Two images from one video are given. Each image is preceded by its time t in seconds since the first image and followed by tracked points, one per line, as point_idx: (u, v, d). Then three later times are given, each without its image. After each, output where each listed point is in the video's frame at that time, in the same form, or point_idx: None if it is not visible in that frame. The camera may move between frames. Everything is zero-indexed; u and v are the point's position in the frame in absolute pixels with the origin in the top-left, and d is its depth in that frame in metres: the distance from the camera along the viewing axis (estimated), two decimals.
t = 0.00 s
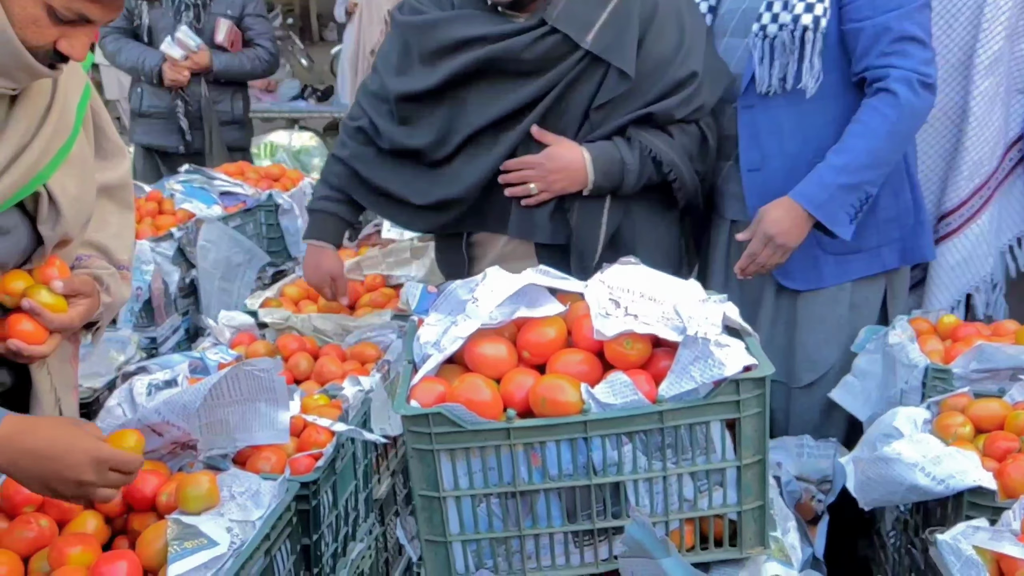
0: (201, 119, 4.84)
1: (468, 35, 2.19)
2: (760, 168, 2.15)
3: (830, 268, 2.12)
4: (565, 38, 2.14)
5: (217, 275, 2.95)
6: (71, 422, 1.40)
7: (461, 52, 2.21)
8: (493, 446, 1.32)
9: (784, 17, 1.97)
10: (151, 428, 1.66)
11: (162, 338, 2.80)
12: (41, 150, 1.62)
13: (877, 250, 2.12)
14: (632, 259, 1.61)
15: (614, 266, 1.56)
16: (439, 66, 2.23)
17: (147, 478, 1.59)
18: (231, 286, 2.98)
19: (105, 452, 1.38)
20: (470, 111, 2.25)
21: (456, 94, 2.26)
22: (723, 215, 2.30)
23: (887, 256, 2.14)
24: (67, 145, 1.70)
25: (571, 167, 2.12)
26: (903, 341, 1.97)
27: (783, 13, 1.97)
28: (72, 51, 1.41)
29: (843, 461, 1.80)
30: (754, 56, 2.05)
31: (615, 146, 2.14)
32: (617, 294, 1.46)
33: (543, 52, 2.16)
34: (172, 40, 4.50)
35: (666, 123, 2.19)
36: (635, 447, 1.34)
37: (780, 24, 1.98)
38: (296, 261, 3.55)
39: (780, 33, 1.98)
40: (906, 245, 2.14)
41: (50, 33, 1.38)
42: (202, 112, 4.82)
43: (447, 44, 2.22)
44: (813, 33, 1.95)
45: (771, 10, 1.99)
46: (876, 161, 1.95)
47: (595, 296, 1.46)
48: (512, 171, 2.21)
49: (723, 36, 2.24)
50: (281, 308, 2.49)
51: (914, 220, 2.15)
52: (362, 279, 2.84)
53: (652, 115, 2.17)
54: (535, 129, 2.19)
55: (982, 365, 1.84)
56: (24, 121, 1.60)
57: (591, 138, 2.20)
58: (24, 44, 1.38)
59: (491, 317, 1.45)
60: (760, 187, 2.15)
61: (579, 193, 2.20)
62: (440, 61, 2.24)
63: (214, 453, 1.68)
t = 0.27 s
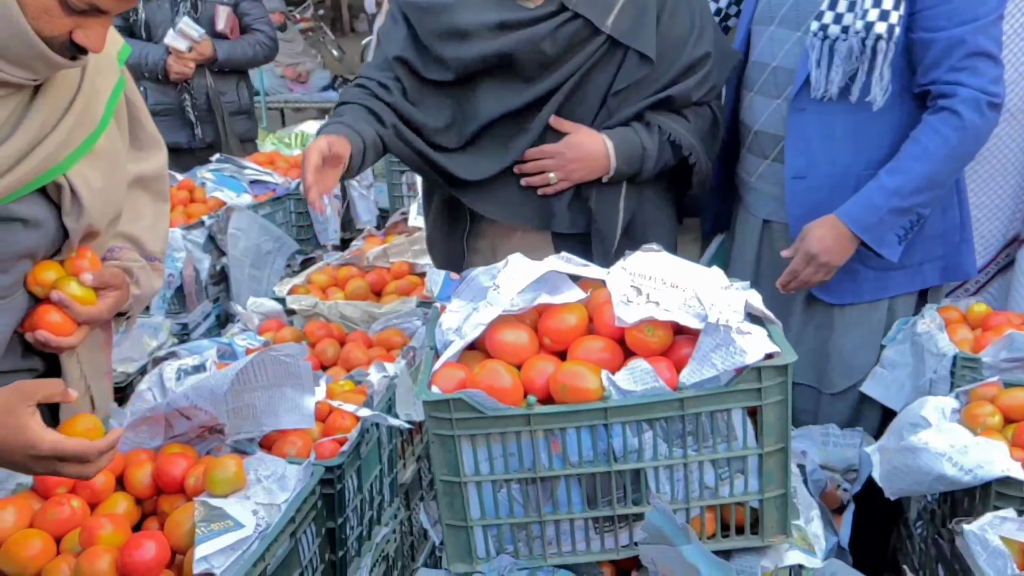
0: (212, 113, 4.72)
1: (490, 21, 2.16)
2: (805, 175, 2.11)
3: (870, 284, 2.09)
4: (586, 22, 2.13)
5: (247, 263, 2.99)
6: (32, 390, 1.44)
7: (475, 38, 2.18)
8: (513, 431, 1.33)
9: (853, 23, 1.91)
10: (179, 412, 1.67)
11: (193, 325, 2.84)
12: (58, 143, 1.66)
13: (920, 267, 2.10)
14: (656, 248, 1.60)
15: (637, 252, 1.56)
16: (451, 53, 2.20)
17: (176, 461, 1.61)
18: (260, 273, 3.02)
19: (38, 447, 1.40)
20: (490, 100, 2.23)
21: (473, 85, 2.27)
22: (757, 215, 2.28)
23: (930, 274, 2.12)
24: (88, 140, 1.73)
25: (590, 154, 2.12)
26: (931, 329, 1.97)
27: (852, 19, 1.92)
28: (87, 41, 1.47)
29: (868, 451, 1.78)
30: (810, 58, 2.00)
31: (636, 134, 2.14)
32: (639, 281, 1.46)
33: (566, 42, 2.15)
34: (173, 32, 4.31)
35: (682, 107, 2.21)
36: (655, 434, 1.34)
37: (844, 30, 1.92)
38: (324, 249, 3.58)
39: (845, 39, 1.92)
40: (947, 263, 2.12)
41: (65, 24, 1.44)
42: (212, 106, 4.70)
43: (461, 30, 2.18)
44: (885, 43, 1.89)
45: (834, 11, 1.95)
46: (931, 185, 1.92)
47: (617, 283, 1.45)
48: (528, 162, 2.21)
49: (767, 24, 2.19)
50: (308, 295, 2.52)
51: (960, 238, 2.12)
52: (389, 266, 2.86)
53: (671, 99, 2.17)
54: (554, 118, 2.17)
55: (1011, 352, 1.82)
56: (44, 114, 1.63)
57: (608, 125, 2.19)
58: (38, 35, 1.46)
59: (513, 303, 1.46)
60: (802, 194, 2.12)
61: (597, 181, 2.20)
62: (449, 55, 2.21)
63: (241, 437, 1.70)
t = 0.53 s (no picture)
0: (228, 104, 4.68)
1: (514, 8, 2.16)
2: (863, 179, 2.07)
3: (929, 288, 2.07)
4: (612, 11, 2.17)
5: (280, 249, 3.02)
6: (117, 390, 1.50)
7: (499, 23, 2.19)
8: (539, 417, 1.34)
9: (920, 21, 1.85)
10: (212, 394, 1.73)
11: (227, 309, 2.89)
12: (102, 134, 1.69)
13: (975, 269, 2.10)
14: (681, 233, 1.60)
15: (663, 238, 1.56)
16: (476, 38, 2.19)
17: (208, 442, 1.65)
18: (293, 259, 3.05)
19: (146, 435, 1.47)
20: (515, 88, 2.24)
21: (498, 73, 2.26)
22: (800, 212, 2.25)
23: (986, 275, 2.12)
24: (131, 127, 1.76)
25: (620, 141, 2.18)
26: (964, 319, 2.11)
27: (920, 16, 1.86)
28: (111, 31, 1.49)
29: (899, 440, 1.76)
30: (869, 55, 1.94)
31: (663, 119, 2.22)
32: (665, 268, 1.46)
33: (592, 27, 2.16)
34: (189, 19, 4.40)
35: (706, 92, 2.31)
36: (679, 420, 1.34)
37: (908, 28, 1.87)
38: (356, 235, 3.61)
39: (910, 38, 1.87)
40: (1002, 261, 2.12)
41: (87, 13, 1.47)
42: (229, 96, 4.66)
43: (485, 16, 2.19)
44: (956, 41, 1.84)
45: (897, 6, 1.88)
46: (990, 186, 1.91)
47: (643, 271, 1.45)
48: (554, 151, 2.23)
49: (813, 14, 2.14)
50: (339, 281, 2.55)
51: (1014, 235, 2.11)
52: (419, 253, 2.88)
53: (695, 84, 2.26)
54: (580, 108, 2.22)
55: None
56: (83, 104, 1.67)
57: (634, 112, 2.26)
58: (61, 24, 1.49)
59: (539, 290, 1.46)
60: (860, 199, 2.08)
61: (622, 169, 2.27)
62: (473, 40, 2.20)
63: (272, 419, 1.73)
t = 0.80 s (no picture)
0: (251, 86, 4.69)
1: None
2: (911, 156, 2.02)
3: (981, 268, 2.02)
4: None
5: (309, 230, 3.02)
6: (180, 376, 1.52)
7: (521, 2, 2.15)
8: (568, 398, 1.32)
9: None
10: (240, 373, 1.71)
11: (257, 291, 2.89)
12: (140, 109, 1.70)
13: None
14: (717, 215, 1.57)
15: (699, 218, 1.52)
16: (499, 16, 2.15)
17: (237, 422, 1.65)
18: (323, 241, 3.05)
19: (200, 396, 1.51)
20: (542, 68, 2.21)
21: (524, 53, 2.22)
22: (841, 195, 2.20)
23: None
24: (163, 103, 1.76)
25: (647, 123, 2.14)
26: (1009, 303, 2.02)
27: None
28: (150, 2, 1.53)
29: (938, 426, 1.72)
30: (913, 29, 1.90)
31: (693, 103, 2.18)
32: (698, 249, 1.43)
33: (620, 6, 2.12)
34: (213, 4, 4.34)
35: (736, 71, 2.27)
36: (712, 403, 1.31)
37: None
38: (386, 217, 3.61)
39: (955, 8, 1.83)
40: None
41: None
42: (252, 77, 4.67)
43: None
44: (1005, 7, 1.80)
45: None
46: None
47: (676, 250, 1.42)
48: (579, 133, 2.20)
49: None
50: (369, 262, 2.55)
51: None
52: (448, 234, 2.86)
53: (727, 63, 2.21)
54: (605, 88, 2.19)
55: None
56: (119, 80, 1.68)
57: (660, 94, 2.22)
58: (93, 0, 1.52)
59: (569, 269, 1.43)
60: (908, 177, 2.03)
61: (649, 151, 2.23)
62: (496, 18, 2.16)
63: (300, 399, 1.72)
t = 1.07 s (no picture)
0: (285, 72, 4.67)
1: None
2: (938, 126, 1.99)
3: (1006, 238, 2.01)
4: None
5: (343, 215, 3.05)
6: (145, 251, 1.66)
7: None
8: (598, 377, 1.33)
9: None
10: (276, 353, 1.75)
11: (291, 274, 2.92)
12: (155, 82, 1.69)
13: None
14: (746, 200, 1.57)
15: (730, 202, 1.52)
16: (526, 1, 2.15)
17: (272, 400, 1.68)
18: (356, 226, 3.08)
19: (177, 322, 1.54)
20: (568, 54, 2.21)
21: (552, 38, 2.22)
22: (863, 175, 2.17)
23: None
24: (188, 82, 1.76)
25: (674, 109, 2.13)
26: None
27: None
28: None
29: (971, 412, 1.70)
30: None
31: (720, 90, 2.16)
32: (729, 232, 1.43)
33: None
34: None
35: (765, 56, 2.24)
36: (742, 385, 1.32)
37: None
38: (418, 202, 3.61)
39: None
40: None
41: None
42: (286, 63, 4.65)
43: None
44: None
45: None
46: None
47: (706, 232, 1.43)
48: (606, 119, 2.19)
49: None
50: (401, 246, 2.57)
51: None
52: (480, 219, 2.87)
53: (756, 48, 2.20)
54: (631, 74, 2.19)
55: None
56: (138, 50, 1.67)
57: (687, 80, 2.21)
58: None
59: (601, 251, 1.44)
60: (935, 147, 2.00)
61: (676, 138, 2.22)
62: (523, 3, 2.16)
63: (334, 379, 1.76)
